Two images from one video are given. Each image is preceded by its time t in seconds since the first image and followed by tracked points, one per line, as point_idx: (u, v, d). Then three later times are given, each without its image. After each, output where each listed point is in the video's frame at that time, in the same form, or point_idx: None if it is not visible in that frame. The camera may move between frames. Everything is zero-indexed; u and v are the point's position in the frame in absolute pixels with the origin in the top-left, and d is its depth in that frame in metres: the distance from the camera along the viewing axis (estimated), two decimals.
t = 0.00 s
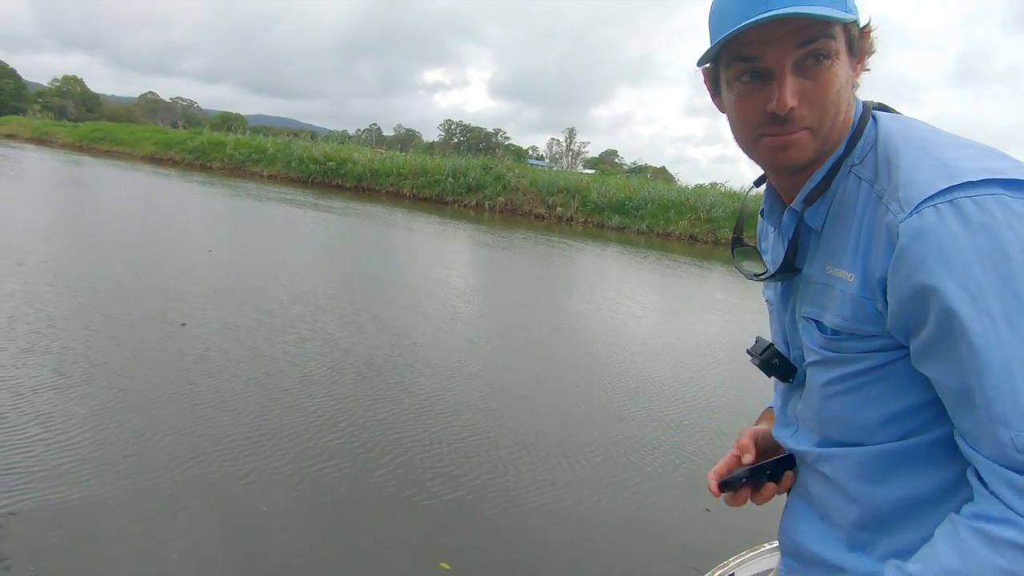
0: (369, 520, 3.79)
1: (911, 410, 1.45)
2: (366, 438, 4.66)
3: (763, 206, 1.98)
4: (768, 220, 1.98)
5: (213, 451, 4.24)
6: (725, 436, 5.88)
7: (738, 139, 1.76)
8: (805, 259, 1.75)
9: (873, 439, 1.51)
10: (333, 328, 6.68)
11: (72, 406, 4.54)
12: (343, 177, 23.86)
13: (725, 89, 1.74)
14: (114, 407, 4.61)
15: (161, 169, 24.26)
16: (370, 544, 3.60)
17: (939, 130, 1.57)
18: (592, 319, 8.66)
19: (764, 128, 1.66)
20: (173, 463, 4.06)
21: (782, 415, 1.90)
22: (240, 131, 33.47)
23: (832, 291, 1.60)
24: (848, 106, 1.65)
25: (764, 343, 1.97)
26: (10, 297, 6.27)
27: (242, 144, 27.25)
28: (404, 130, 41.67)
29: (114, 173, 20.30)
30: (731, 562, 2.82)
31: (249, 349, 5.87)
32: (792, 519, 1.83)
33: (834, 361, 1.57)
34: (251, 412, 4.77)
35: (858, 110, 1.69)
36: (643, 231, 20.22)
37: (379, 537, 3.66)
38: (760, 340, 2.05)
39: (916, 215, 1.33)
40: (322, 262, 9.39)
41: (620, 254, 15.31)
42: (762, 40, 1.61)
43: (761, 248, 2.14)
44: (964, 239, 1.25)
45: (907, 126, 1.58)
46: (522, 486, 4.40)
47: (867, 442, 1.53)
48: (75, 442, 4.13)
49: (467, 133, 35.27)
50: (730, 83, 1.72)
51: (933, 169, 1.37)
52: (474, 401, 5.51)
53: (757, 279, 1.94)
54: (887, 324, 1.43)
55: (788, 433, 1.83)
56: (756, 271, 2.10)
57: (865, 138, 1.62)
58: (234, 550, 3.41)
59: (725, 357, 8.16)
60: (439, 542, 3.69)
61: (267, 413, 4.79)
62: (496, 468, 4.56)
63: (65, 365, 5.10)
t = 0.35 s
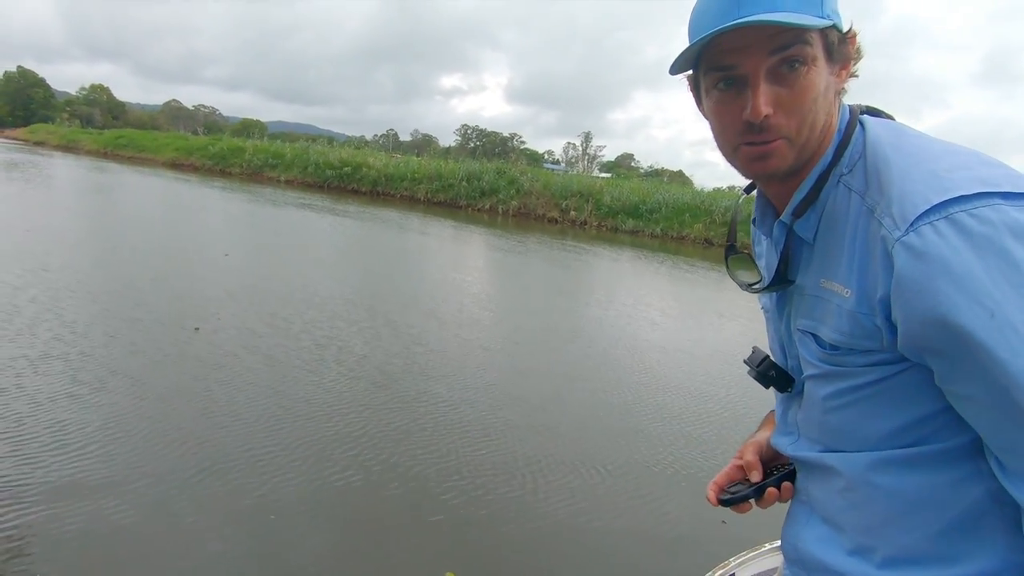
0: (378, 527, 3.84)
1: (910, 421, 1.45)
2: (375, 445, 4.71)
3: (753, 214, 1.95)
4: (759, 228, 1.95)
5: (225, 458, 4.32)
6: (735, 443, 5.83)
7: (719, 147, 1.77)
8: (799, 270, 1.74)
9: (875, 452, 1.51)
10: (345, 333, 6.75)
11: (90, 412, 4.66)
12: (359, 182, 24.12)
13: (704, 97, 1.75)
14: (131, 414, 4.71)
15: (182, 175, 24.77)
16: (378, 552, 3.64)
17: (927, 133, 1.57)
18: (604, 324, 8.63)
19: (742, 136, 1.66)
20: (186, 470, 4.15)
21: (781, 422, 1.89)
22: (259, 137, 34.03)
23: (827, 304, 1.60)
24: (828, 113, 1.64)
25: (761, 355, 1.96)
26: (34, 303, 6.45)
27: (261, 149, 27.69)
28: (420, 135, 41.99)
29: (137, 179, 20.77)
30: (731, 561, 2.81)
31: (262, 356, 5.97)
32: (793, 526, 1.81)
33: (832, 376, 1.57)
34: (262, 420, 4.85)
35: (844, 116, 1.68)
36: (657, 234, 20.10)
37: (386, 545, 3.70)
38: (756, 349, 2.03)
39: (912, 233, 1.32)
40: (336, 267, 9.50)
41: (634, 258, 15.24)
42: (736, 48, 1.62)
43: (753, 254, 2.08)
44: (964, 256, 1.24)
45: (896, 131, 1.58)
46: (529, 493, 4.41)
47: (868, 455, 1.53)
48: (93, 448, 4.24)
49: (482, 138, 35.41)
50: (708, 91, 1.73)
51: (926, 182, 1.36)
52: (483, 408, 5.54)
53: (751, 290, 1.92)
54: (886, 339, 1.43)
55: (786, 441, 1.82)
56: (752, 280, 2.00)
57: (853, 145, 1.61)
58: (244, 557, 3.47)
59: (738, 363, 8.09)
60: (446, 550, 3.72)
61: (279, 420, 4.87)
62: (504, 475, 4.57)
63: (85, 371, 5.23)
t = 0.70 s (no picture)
0: (384, 535, 3.85)
1: (923, 434, 1.41)
2: (384, 451, 4.73)
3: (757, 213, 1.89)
4: (763, 228, 1.89)
5: (236, 463, 4.38)
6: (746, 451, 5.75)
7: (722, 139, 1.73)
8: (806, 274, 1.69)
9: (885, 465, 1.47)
10: (357, 338, 6.80)
11: (107, 416, 4.75)
12: (374, 185, 24.33)
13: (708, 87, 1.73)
14: (146, 418, 4.80)
15: (204, 179, 25.25)
16: (384, 560, 3.65)
17: (945, 136, 1.53)
18: (616, 328, 8.58)
19: (743, 130, 1.62)
20: (198, 474, 4.21)
21: (783, 427, 1.86)
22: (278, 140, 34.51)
23: (838, 312, 1.55)
24: (838, 109, 1.57)
25: (764, 361, 1.92)
26: (58, 306, 6.62)
27: (279, 152, 28.08)
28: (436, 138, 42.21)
29: (159, 183, 21.20)
30: (734, 562, 2.73)
31: (276, 360, 6.04)
32: (796, 533, 1.77)
33: (842, 386, 1.52)
34: (272, 424, 4.91)
35: (857, 115, 1.63)
36: (672, 237, 19.95)
37: (392, 552, 3.71)
38: (760, 354, 1.98)
39: (937, 243, 1.26)
40: (350, 271, 9.57)
41: (647, 262, 15.14)
42: (740, 36, 1.59)
43: (754, 255, 2.01)
44: (995, 271, 1.19)
45: (914, 134, 1.53)
46: (537, 501, 4.38)
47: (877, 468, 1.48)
48: (109, 452, 4.33)
49: (498, 141, 35.47)
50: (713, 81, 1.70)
51: (949, 191, 1.32)
52: (493, 414, 5.53)
53: (754, 292, 1.88)
54: (904, 350, 1.38)
55: (790, 447, 1.78)
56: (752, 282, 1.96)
57: (868, 146, 1.55)
58: (251, 562, 3.51)
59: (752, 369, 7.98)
60: (452, 559, 3.72)
61: (290, 424, 4.92)
62: (512, 482, 4.55)
63: (102, 373, 5.36)
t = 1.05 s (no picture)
0: (390, 534, 3.89)
1: (913, 436, 1.42)
2: (392, 450, 4.78)
3: (752, 215, 1.94)
4: (757, 230, 1.94)
5: (248, 459, 4.45)
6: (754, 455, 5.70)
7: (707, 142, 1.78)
8: (798, 276, 1.74)
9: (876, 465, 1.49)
10: (369, 340, 6.88)
11: (121, 406, 4.89)
12: (390, 186, 24.55)
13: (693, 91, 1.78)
14: (158, 409, 4.93)
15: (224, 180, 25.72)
16: (390, 559, 3.69)
17: (935, 140, 1.56)
18: (626, 332, 8.57)
19: (722, 135, 1.67)
20: (211, 469, 4.28)
21: (779, 427, 1.86)
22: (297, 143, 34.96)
23: (829, 314, 1.59)
24: (816, 115, 1.60)
25: (758, 362, 1.92)
26: (80, 306, 6.79)
27: (297, 154, 28.44)
28: (452, 139, 42.39)
29: (180, 184, 21.65)
30: (735, 564, 2.73)
31: (289, 360, 6.14)
32: (793, 533, 1.77)
33: (833, 388, 1.55)
34: (280, 420, 5.00)
35: (847, 119, 1.66)
36: (687, 239, 19.78)
37: (399, 551, 3.75)
38: (755, 355, 2.00)
39: (920, 248, 1.29)
40: (363, 273, 9.67)
41: (661, 264, 15.04)
42: (717, 45, 1.63)
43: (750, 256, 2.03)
44: (978, 275, 1.20)
45: (903, 140, 1.56)
46: (543, 504, 4.40)
47: (867, 469, 1.50)
48: (126, 445, 4.42)
49: (514, 143, 35.48)
50: (697, 86, 1.75)
51: (935, 196, 1.34)
52: (502, 416, 5.56)
53: (748, 293, 1.92)
54: (890, 352, 1.41)
55: (784, 447, 1.80)
56: (749, 283, 1.98)
57: (855, 151, 1.61)
58: (260, 557, 3.57)
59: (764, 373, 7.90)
60: (457, 559, 3.75)
61: (302, 423, 4.99)
62: (519, 484, 4.57)
63: (118, 368, 5.52)
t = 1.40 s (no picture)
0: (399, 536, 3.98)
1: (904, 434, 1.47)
2: (403, 452, 4.87)
3: (741, 220, 2.00)
4: (746, 235, 1.99)
5: (263, 461, 4.56)
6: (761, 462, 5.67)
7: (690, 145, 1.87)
8: (785, 281, 1.79)
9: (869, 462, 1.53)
10: (383, 342, 6.99)
11: (138, 406, 5.06)
12: (406, 187, 24.74)
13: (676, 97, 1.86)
14: (173, 409, 5.09)
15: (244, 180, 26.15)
16: (399, 561, 3.78)
17: (916, 145, 1.62)
18: (637, 334, 8.57)
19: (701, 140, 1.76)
20: (228, 470, 4.41)
21: (776, 430, 1.89)
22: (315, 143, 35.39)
23: (817, 318, 1.64)
24: (788, 120, 1.67)
25: (751, 366, 1.96)
26: (105, 307, 7.01)
27: (316, 154, 28.79)
28: (470, 138, 42.51)
29: (201, 184, 22.07)
30: (735, 565, 2.75)
31: (302, 361, 6.27)
32: (792, 534, 1.78)
33: (826, 390, 1.59)
34: (291, 420, 5.13)
35: (830, 126, 1.73)
36: (703, 241, 19.62)
37: (408, 554, 3.84)
38: (748, 360, 2.04)
39: (900, 254, 1.35)
40: (378, 274, 9.80)
41: (676, 266, 14.95)
42: (691, 55, 1.71)
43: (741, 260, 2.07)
44: (955, 279, 1.27)
45: (885, 146, 1.63)
46: (549, 508, 4.46)
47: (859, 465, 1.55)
48: (147, 444, 4.57)
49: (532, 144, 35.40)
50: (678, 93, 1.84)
51: (915, 203, 1.40)
52: (511, 419, 5.63)
53: (739, 298, 1.96)
54: (877, 354, 1.46)
55: (779, 449, 1.83)
56: (741, 287, 2.03)
57: (838, 157, 1.67)
58: (274, 557, 3.68)
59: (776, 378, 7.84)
60: (464, 563, 3.82)
61: (315, 425, 5.10)
62: (526, 489, 4.64)
63: (136, 367, 5.70)
